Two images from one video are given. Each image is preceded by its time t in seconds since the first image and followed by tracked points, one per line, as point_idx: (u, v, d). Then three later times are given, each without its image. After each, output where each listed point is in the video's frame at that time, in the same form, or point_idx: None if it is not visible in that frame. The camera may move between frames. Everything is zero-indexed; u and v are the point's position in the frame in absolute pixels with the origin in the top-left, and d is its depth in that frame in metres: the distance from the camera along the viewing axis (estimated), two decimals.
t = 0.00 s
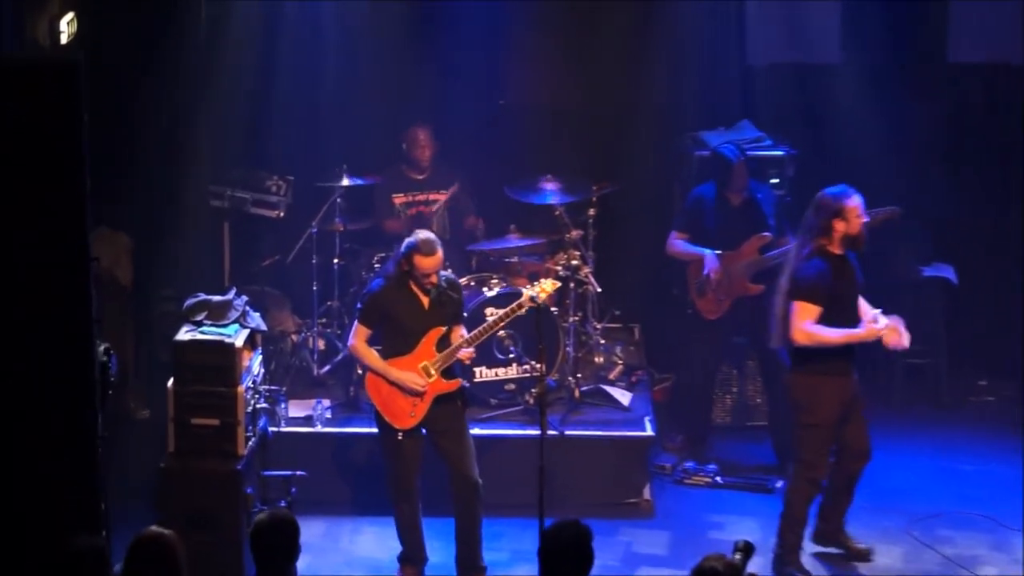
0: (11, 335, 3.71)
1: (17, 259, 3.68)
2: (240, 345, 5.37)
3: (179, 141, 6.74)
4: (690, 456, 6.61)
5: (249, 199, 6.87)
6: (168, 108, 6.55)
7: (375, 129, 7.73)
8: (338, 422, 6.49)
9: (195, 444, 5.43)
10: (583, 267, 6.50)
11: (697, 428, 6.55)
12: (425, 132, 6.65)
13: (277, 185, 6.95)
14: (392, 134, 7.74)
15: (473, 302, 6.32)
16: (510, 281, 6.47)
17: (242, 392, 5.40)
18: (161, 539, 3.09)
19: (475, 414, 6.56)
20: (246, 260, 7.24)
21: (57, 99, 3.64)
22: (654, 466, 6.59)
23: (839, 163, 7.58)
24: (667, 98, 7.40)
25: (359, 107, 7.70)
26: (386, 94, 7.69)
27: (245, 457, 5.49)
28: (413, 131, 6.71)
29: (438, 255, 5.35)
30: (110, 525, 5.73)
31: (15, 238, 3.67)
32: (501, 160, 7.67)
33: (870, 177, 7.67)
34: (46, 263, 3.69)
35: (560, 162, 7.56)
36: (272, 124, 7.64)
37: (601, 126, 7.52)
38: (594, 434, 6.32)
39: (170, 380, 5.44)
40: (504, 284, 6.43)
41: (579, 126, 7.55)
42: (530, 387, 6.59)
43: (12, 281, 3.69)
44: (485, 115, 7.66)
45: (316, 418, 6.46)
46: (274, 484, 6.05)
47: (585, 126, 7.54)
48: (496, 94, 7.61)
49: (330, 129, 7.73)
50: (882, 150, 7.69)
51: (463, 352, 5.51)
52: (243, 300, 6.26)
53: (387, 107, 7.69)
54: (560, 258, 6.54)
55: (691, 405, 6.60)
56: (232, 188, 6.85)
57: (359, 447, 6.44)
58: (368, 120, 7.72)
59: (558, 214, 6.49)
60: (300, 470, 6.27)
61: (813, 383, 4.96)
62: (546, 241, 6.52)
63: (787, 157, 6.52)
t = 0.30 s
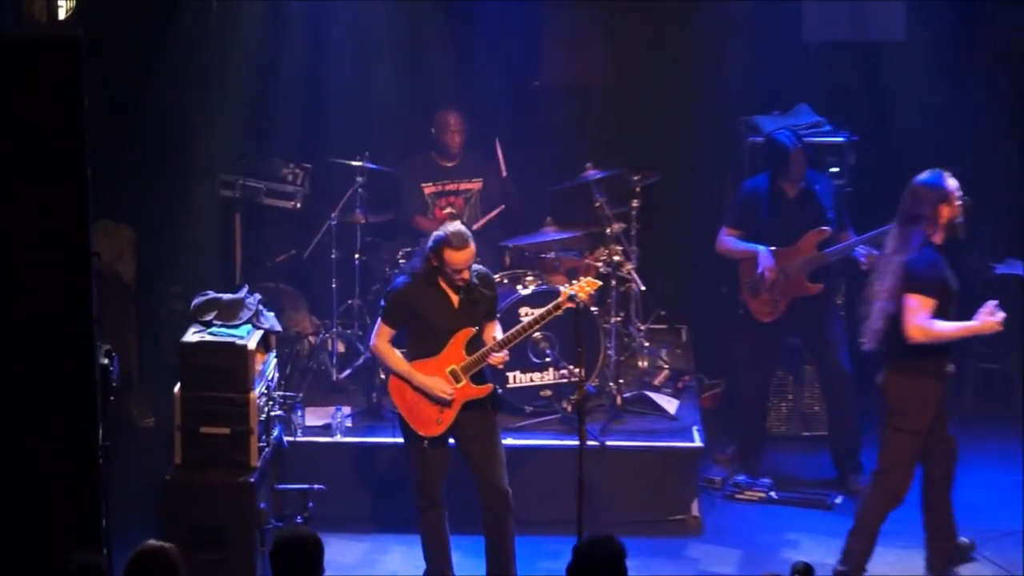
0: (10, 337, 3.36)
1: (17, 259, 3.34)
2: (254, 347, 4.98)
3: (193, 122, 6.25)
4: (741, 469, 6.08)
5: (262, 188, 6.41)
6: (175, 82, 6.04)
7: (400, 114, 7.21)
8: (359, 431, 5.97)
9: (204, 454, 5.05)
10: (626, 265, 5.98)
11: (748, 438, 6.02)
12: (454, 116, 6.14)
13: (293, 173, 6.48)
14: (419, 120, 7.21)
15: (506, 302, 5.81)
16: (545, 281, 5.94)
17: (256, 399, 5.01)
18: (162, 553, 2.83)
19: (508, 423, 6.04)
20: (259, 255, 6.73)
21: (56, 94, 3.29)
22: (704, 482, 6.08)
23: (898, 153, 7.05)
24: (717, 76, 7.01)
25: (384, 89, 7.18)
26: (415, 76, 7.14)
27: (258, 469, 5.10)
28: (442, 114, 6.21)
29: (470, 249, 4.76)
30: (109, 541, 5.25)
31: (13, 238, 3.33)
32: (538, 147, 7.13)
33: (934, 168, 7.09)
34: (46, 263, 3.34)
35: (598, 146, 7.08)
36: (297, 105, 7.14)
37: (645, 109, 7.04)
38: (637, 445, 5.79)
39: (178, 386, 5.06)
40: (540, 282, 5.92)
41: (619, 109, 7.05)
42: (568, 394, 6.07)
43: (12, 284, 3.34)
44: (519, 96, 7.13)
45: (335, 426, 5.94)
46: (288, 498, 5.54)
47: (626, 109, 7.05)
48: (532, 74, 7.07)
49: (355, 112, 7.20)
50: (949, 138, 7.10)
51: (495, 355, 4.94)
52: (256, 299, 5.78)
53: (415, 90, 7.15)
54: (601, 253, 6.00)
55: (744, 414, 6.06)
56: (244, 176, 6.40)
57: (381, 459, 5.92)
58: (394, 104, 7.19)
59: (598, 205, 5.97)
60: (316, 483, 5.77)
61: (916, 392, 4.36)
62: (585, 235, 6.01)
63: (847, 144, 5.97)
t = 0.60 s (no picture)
0: (10, 337, 3.56)
1: (17, 259, 3.53)
2: (255, 346, 4.44)
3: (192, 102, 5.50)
4: (793, 481, 5.53)
5: (267, 170, 5.79)
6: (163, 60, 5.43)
7: (420, 91, 6.74)
8: (372, 438, 5.44)
9: (203, 464, 4.54)
10: (665, 255, 5.44)
11: (799, 447, 5.48)
12: (472, 94, 5.58)
13: (300, 155, 5.85)
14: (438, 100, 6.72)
15: (536, 296, 5.35)
16: (576, 273, 5.43)
17: (260, 402, 4.49)
18: None
19: (535, 429, 5.50)
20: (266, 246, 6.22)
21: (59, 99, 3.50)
22: (754, 495, 5.53)
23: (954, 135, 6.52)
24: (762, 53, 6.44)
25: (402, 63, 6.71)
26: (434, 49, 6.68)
27: (263, 480, 4.59)
28: (461, 93, 5.68)
29: (496, 252, 4.33)
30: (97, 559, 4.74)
31: (13, 238, 3.51)
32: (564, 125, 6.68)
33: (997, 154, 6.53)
34: (46, 264, 3.53)
35: (631, 125, 6.60)
36: (312, 83, 6.69)
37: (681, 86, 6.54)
38: (679, 455, 5.25)
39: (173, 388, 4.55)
40: (571, 274, 5.41)
41: (653, 86, 6.57)
42: (603, 398, 5.55)
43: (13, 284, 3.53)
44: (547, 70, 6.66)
45: (347, 432, 5.41)
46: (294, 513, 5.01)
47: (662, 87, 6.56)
48: (563, 47, 6.60)
49: (373, 90, 6.73)
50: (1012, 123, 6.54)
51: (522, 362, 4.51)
52: (259, 292, 5.26)
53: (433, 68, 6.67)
54: (639, 243, 5.49)
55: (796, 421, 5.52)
56: (246, 159, 5.76)
57: (396, 470, 5.38)
58: (413, 81, 6.72)
59: (636, 190, 5.43)
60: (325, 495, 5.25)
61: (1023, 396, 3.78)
62: (622, 224, 5.46)
63: (910, 123, 5.48)
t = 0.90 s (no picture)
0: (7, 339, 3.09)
1: (17, 259, 3.08)
2: (256, 349, 4.02)
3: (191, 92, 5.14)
4: (838, 497, 5.10)
5: (268, 159, 5.42)
6: (169, 39, 4.98)
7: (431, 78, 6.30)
8: (382, 450, 5.01)
9: (197, 478, 4.13)
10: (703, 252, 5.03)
11: (845, 461, 5.04)
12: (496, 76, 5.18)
13: (304, 142, 5.47)
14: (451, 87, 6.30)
15: (560, 295, 4.93)
16: (604, 272, 4.99)
17: (261, 410, 4.08)
18: None
19: (559, 441, 5.09)
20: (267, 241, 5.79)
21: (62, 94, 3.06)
22: (796, 512, 5.09)
23: (1001, 125, 6.26)
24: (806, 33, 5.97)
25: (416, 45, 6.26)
26: (451, 31, 6.23)
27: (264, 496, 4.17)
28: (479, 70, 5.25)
29: (517, 252, 3.90)
30: None
31: (12, 237, 3.06)
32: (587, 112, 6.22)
33: None
34: (47, 264, 3.07)
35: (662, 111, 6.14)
36: (317, 69, 6.26)
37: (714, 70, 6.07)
38: (716, 468, 4.82)
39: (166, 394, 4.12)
40: (599, 272, 4.98)
41: (686, 69, 6.11)
42: (633, 407, 5.11)
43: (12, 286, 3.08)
44: (570, 53, 6.21)
45: (356, 443, 4.99)
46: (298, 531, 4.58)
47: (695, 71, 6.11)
48: (591, 26, 6.15)
49: (382, 77, 6.30)
50: None
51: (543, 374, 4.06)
52: (261, 291, 4.84)
53: (444, 54, 6.25)
54: (672, 238, 5.08)
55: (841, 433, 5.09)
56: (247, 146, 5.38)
57: (410, 485, 4.95)
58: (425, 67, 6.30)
59: (668, 181, 5.01)
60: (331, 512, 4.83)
61: None
62: (654, 217, 5.03)
63: (967, 109, 5.03)
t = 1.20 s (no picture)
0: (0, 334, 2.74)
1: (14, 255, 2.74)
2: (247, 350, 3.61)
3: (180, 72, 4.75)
4: (885, 513, 4.64)
5: (260, 139, 5.02)
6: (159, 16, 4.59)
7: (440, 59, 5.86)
8: (384, 459, 4.55)
9: (182, 492, 3.70)
10: (738, 243, 4.58)
11: (894, 473, 4.58)
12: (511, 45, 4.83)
13: (300, 122, 5.08)
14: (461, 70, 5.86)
15: (581, 290, 4.48)
16: (628, 264, 4.55)
17: (252, 415, 3.67)
18: None
19: (580, 451, 4.63)
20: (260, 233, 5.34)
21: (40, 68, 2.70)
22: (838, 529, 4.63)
23: None
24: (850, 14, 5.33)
25: (422, 15, 5.65)
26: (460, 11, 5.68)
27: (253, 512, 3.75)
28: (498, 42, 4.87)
29: (537, 241, 3.41)
30: None
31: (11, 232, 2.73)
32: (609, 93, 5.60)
33: None
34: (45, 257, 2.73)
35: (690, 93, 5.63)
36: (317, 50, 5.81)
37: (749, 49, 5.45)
38: (752, 479, 4.37)
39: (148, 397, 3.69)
40: (624, 265, 4.54)
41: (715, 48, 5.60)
42: (660, 413, 4.66)
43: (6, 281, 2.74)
44: (592, 25, 5.62)
45: (356, 452, 4.54)
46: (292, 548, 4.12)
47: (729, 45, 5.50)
48: None
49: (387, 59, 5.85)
50: None
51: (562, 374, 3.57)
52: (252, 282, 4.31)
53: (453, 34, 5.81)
54: (703, 228, 4.63)
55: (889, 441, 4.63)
56: (236, 124, 5.00)
57: (415, 498, 4.48)
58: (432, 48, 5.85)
59: (700, 164, 4.58)
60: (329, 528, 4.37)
61: None
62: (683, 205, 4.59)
63: None
